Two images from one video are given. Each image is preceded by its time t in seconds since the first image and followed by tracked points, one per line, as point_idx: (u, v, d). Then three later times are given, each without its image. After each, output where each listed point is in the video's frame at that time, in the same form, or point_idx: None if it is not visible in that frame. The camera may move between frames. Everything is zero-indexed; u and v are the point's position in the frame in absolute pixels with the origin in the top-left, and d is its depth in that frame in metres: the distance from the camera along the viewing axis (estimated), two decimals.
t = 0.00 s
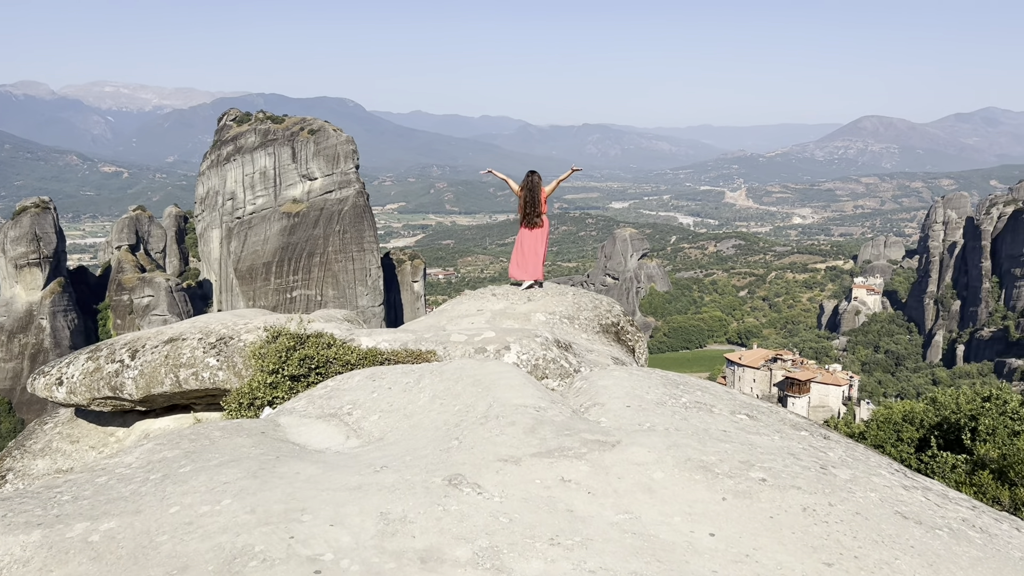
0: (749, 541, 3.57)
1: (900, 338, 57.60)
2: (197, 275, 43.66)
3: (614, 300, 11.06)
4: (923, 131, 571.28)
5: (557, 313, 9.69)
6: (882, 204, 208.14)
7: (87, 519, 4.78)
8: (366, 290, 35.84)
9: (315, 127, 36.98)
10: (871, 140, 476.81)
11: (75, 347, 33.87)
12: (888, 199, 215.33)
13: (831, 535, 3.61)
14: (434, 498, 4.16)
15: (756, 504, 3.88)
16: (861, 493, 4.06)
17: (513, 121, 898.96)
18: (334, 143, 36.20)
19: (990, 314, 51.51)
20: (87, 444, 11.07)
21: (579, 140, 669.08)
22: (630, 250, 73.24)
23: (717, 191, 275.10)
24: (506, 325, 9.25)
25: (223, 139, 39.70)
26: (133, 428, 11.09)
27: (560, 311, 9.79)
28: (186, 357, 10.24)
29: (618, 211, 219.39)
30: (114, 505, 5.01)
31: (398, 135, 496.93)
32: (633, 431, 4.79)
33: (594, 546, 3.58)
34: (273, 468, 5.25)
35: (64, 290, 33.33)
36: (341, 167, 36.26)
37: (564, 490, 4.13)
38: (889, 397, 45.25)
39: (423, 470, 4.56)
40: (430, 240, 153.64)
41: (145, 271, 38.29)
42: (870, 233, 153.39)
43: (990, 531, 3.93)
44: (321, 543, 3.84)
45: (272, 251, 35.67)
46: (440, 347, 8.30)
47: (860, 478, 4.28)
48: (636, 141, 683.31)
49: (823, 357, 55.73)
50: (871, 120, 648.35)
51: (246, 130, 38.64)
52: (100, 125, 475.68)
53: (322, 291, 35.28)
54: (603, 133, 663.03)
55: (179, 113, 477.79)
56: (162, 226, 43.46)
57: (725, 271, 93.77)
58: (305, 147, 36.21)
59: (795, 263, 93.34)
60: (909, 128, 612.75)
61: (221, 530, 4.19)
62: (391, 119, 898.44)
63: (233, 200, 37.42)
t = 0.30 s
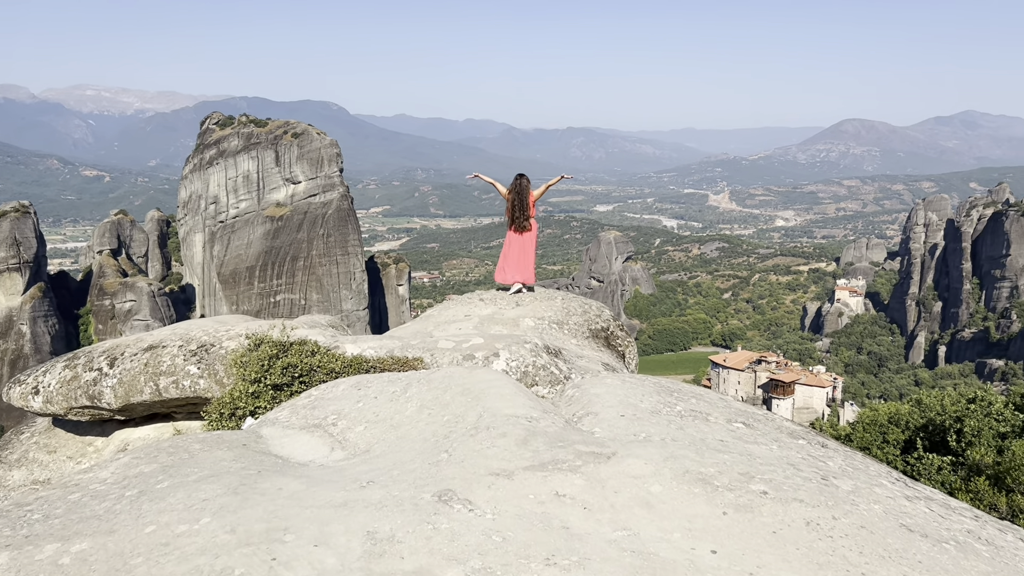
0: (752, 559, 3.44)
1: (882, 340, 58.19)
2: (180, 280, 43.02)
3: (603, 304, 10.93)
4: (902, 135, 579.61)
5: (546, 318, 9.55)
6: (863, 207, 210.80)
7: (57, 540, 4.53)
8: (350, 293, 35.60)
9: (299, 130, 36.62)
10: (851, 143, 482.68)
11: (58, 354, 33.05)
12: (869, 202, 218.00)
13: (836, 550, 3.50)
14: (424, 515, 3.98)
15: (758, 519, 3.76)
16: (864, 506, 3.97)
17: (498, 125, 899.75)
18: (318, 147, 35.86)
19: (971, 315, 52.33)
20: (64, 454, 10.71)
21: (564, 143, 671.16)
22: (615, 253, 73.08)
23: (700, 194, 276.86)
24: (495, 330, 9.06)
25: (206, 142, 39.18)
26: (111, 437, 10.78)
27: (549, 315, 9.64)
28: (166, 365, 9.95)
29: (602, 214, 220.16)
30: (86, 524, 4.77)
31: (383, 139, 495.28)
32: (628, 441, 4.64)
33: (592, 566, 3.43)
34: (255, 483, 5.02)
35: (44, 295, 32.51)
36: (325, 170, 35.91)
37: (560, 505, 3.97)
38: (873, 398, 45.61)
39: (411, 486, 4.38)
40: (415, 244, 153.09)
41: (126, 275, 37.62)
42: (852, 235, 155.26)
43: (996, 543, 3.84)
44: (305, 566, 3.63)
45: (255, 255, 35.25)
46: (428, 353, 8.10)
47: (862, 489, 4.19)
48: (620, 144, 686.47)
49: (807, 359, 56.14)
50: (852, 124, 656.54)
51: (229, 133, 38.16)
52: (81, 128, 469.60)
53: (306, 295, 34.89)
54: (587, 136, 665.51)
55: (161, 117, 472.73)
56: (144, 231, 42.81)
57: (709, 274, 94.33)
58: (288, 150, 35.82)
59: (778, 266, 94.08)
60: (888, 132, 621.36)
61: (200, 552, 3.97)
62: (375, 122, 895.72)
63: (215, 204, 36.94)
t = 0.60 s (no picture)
0: None
1: (866, 344, 58.66)
2: (164, 287, 42.41)
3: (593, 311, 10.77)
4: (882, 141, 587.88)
5: (535, 326, 9.36)
6: (847, 212, 212.86)
7: (23, 567, 4.26)
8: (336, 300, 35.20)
9: (283, 136, 36.22)
10: (833, 149, 488.59)
11: (38, 362, 32.28)
12: (853, 207, 220.25)
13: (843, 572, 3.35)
14: (412, 538, 3.77)
15: (762, 539, 3.61)
16: (871, 522, 3.83)
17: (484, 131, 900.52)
18: (303, 153, 35.49)
19: (954, 320, 52.95)
20: (40, 467, 10.36)
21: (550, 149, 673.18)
22: (600, 258, 73.20)
23: (685, 199, 278.64)
24: (484, 339, 8.87)
25: (190, 148, 38.68)
26: (89, 450, 10.44)
27: (539, 323, 9.46)
28: (145, 376, 9.64)
29: (588, 220, 220.83)
30: (54, 550, 4.49)
31: (368, 144, 493.78)
32: (624, 456, 4.48)
33: None
34: (234, 502, 4.77)
35: (26, 302, 31.86)
36: (310, 176, 35.52)
37: (555, 526, 3.78)
38: (857, 403, 45.89)
39: (398, 506, 4.17)
40: (401, 250, 152.56)
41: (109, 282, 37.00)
42: (835, 241, 156.89)
43: (1005, 559, 3.73)
44: None
45: (240, 262, 34.79)
46: (415, 363, 7.87)
47: (868, 505, 4.06)
48: (605, 151, 689.76)
49: (792, 363, 56.48)
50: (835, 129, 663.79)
51: (213, 139, 37.69)
52: (63, 133, 464.03)
53: (291, 301, 34.46)
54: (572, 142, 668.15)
55: (143, 123, 468.35)
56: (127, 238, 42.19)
57: (694, 279, 94.75)
58: (273, 156, 35.45)
59: (762, 271, 94.74)
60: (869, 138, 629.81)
61: None
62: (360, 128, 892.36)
63: (199, 210, 36.45)
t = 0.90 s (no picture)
0: None
1: (852, 350, 59.02)
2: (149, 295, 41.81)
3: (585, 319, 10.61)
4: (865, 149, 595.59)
5: (526, 335, 9.19)
6: (832, 219, 215.08)
7: None
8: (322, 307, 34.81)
9: (269, 143, 35.88)
10: (817, 157, 494.36)
11: (21, 370, 31.80)
12: (838, 214, 222.49)
13: None
14: (404, 563, 3.56)
15: (771, 560, 3.44)
16: (883, 541, 3.67)
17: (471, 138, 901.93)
18: (289, 160, 35.16)
19: (938, 326, 53.44)
20: (16, 482, 10.04)
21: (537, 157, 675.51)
22: (587, 265, 72.57)
23: (671, 206, 280.45)
24: (475, 348, 8.68)
25: (175, 156, 38.24)
26: (69, 463, 10.12)
27: (530, 332, 9.29)
28: (125, 388, 9.32)
29: (575, 227, 221.33)
30: None
31: (355, 152, 492.31)
32: (624, 473, 4.30)
33: None
34: (216, 525, 4.51)
35: (9, 312, 31.35)
36: (296, 184, 35.18)
37: (557, 549, 3.58)
38: (843, 409, 46.12)
39: (389, 528, 3.95)
40: (388, 257, 152.17)
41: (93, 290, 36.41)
42: (820, 248, 158.50)
43: None
44: None
45: (225, 270, 34.34)
46: (404, 374, 7.62)
47: (879, 522, 3.91)
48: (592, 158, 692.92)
49: (778, 369, 56.73)
50: (819, 137, 671.52)
51: (199, 147, 37.29)
52: (46, 140, 458.97)
53: (277, 309, 34.04)
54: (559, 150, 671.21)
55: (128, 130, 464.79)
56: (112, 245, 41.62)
57: (680, 286, 95.09)
58: (259, 163, 35.09)
59: (748, 277, 95.35)
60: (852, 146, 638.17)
61: None
62: (347, 135, 890.91)
63: (185, 218, 35.99)
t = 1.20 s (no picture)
0: None
1: (838, 358, 59.32)
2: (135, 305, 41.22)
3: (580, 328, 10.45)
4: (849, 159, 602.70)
5: (521, 344, 9.00)
6: (818, 228, 217.12)
7: None
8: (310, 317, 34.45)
9: (257, 153, 35.55)
10: (803, 166, 499.38)
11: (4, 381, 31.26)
12: (824, 223, 224.51)
13: None
14: None
15: None
16: (904, 560, 3.52)
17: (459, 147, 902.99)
18: (276, 169, 34.86)
19: (924, 333, 53.81)
20: None
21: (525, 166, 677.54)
22: (576, 274, 72.95)
23: (659, 216, 281.95)
24: (469, 359, 8.48)
25: (162, 166, 37.82)
26: (50, 478, 9.80)
27: (525, 341, 9.10)
28: (109, 401, 9.02)
29: (564, 236, 221.69)
30: None
31: (343, 161, 491.39)
32: (630, 488, 4.13)
33: None
34: (201, 548, 4.26)
35: None
36: (284, 194, 34.87)
37: (564, 571, 3.40)
38: (831, 417, 46.25)
39: (387, 551, 3.73)
40: (376, 266, 151.65)
41: (79, 301, 35.88)
42: (806, 256, 159.86)
43: None
44: None
45: (213, 280, 33.94)
46: (397, 386, 7.35)
47: (897, 540, 3.76)
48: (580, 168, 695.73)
49: (766, 378, 56.84)
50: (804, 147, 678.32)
51: (186, 156, 36.88)
52: (31, 149, 454.55)
53: (265, 319, 33.64)
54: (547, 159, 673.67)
55: (114, 140, 461.89)
56: (98, 255, 41.08)
57: (669, 294, 95.32)
58: (246, 173, 34.76)
59: (735, 286, 95.79)
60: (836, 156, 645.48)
61: None
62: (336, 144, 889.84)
63: (171, 228, 35.54)
